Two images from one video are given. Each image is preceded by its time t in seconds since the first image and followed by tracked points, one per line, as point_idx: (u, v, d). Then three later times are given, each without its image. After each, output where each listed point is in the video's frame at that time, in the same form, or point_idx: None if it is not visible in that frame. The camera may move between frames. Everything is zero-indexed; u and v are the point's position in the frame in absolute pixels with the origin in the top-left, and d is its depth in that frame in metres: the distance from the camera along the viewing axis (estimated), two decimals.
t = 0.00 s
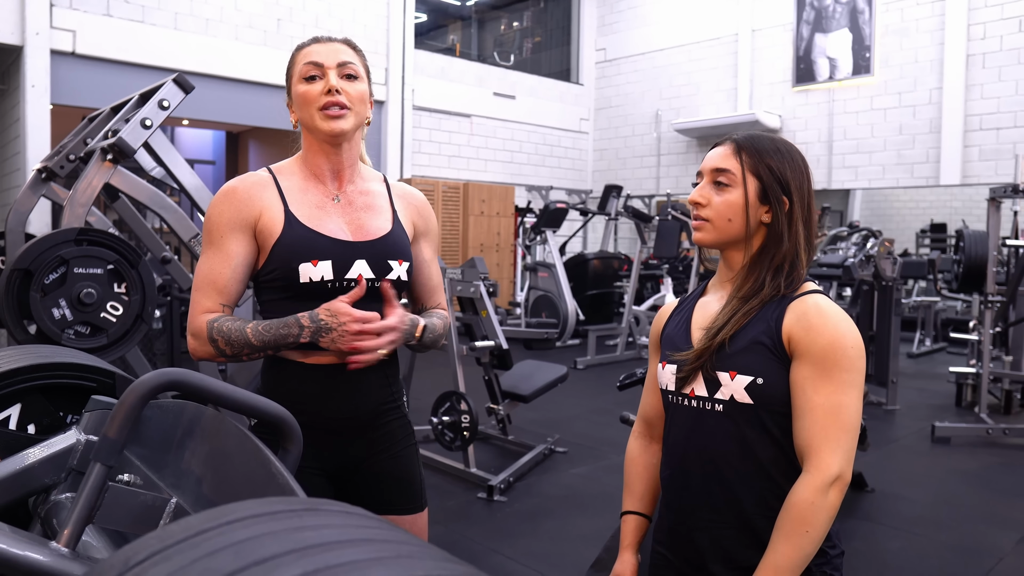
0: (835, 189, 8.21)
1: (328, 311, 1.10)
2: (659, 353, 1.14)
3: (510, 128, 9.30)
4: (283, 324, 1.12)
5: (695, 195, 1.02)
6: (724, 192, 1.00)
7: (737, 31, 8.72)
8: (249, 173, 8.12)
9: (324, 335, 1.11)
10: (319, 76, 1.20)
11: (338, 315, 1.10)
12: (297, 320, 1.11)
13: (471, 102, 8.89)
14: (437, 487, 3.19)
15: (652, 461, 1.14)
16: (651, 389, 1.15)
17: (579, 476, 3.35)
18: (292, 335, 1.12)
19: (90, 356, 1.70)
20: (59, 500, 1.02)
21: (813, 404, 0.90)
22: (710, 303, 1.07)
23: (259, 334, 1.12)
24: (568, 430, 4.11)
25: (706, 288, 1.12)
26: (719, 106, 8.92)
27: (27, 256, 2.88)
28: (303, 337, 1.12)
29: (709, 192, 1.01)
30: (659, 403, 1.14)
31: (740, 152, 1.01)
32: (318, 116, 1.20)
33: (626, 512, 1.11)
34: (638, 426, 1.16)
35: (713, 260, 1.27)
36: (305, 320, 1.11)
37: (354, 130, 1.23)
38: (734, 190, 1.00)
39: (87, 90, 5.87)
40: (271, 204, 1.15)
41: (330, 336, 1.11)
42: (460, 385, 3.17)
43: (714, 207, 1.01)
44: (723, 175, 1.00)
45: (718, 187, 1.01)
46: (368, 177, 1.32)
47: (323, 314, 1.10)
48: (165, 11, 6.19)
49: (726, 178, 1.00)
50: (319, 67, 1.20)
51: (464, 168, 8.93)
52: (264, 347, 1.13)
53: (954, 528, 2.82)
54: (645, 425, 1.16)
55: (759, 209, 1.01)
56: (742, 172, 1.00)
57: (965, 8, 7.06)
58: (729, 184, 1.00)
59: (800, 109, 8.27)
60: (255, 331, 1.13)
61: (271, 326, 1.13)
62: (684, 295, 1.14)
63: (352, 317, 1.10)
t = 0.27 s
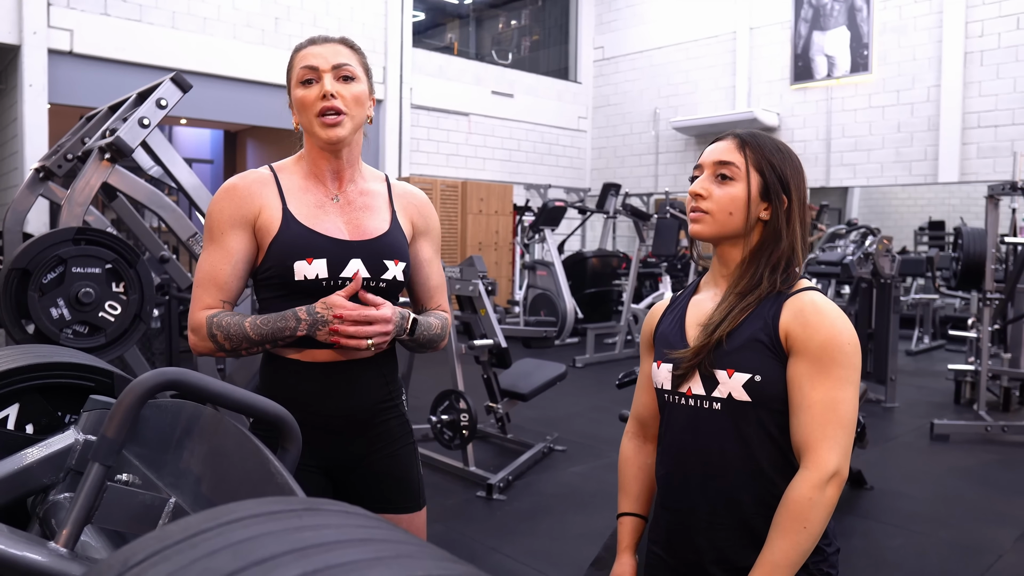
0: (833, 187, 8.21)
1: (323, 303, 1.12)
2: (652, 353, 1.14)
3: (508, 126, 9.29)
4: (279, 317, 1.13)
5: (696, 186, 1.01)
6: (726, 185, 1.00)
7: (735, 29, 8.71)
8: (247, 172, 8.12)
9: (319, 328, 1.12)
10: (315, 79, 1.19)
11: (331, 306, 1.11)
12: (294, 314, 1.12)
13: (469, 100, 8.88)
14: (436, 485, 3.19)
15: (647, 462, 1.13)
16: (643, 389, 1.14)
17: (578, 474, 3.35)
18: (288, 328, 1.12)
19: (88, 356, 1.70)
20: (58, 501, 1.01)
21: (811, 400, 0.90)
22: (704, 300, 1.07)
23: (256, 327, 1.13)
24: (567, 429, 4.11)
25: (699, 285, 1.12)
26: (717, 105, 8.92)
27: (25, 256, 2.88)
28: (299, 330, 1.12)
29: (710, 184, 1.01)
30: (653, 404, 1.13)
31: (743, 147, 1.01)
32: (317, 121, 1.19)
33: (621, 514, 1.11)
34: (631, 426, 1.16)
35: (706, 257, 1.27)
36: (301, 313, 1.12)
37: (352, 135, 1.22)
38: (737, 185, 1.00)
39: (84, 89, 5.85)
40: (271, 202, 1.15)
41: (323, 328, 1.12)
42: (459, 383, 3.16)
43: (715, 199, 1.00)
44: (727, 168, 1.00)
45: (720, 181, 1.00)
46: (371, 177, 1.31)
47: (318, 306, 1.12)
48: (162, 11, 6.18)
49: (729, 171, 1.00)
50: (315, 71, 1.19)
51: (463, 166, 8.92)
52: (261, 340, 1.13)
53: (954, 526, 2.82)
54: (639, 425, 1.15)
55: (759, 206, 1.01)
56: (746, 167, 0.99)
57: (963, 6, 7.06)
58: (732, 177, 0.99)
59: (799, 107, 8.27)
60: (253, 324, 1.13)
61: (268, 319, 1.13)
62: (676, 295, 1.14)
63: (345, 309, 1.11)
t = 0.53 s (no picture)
0: (832, 186, 8.21)
1: (329, 314, 1.12)
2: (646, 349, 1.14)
3: (507, 126, 9.29)
4: (283, 323, 1.14)
5: (707, 192, 1.00)
6: (738, 189, 1.00)
7: (734, 28, 8.71)
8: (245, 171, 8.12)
9: (322, 337, 1.12)
10: (309, 87, 1.19)
11: (335, 318, 1.12)
12: (298, 321, 1.13)
13: (468, 99, 8.87)
14: (436, 485, 3.19)
15: (640, 458, 1.14)
16: (636, 386, 1.15)
17: (577, 473, 3.35)
18: (291, 334, 1.13)
19: (88, 356, 1.70)
20: (57, 500, 1.02)
21: (807, 393, 0.90)
22: (698, 297, 1.07)
23: (259, 331, 1.14)
24: (566, 428, 4.11)
25: (695, 282, 1.12)
26: (716, 103, 8.92)
27: (24, 256, 2.87)
28: (301, 337, 1.13)
29: (722, 189, 1.00)
30: (645, 400, 1.13)
31: (751, 150, 1.00)
32: (313, 127, 1.19)
33: (614, 510, 1.11)
34: (624, 423, 1.16)
35: (703, 255, 1.27)
36: (305, 322, 1.13)
37: (349, 138, 1.22)
38: (748, 188, 0.99)
39: (83, 89, 5.85)
40: (275, 202, 1.15)
41: (326, 337, 1.12)
42: (459, 383, 3.16)
43: (728, 203, 1.00)
44: (738, 171, 0.99)
45: (731, 183, 1.00)
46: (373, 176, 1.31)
47: (323, 316, 1.12)
48: (161, 10, 6.17)
49: (741, 176, 0.99)
50: (309, 79, 1.19)
51: (462, 166, 8.92)
52: (263, 344, 1.14)
53: (953, 524, 2.82)
54: (631, 422, 1.15)
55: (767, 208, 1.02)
56: (757, 170, 1.00)
57: (962, 4, 7.06)
58: (745, 182, 0.99)
59: (798, 106, 8.27)
60: (257, 328, 1.14)
61: (272, 324, 1.14)
62: (668, 291, 1.14)
63: (350, 322, 1.12)
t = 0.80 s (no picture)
0: (832, 185, 8.22)
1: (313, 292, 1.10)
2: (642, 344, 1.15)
3: (507, 125, 9.29)
4: (271, 307, 1.12)
5: (715, 187, 1.00)
6: (744, 185, 1.00)
7: (733, 27, 8.71)
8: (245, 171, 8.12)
9: (307, 315, 1.09)
10: (324, 81, 1.19)
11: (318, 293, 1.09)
12: (284, 304, 1.11)
13: (467, 99, 8.88)
14: (436, 484, 3.19)
15: (638, 454, 1.14)
16: (633, 382, 1.15)
17: (577, 472, 3.35)
18: (279, 318, 1.11)
19: (88, 355, 1.70)
20: (58, 500, 1.02)
21: (805, 385, 0.90)
22: (695, 292, 1.07)
23: (248, 318, 1.12)
24: (566, 427, 4.11)
25: (692, 276, 1.12)
26: (715, 103, 8.92)
27: (24, 256, 2.88)
28: (288, 319, 1.11)
29: (729, 184, 1.00)
30: (642, 395, 1.14)
31: (755, 146, 1.01)
32: (325, 125, 1.20)
33: (612, 506, 1.12)
34: (622, 419, 1.17)
35: (701, 253, 1.27)
36: (291, 303, 1.11)
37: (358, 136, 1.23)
38: (754, 185, 1.00)
39: (82, 89, 5.85)
40: (276, 197, 1.15)
41: (311, 315, 1.09)
42: (458, 382, 3.17)
43: (734, 199, 1.00)
44: (744, 168, 1.00)
45: (737, 179, 1.00)
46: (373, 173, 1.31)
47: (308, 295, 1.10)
48: (160, 10, 6.17)
49: (747, 172, 1.00)
50: (324, 73, 1.19)
51: (461, 165, 8.92)
52: (254, 332, 1.12)
53: (952, 523, 2.82)
54: (629, 418, 1.16)
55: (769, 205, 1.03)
56: (761, 167, 1.00)
57: (961, 3, 7.06)
58: (750, 178, 1.00)
59: (797, 105, 8.27)
60: (247, 315, 1.12)
61: (261, 309, 1.12)
62: (665, 286, 1.14)
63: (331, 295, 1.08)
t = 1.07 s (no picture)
0: (831, 183, 8.22)
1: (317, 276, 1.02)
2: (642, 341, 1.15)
3: (505, 124, 9.29)
4: (265, 289, 1.04)
5: (716, 191, 1.00)
6: (745, 187, 1.00)
7: (731, 26, 8.71)
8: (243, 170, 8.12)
9: (302, 300, 1.01)
10: (323, 86, 1.19)
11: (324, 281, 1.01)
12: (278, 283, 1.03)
13: (466, 98, 8.87)
14: (435, 483, 3.19)
15: (636, 451, 1.14)
16: (632, 379, 1.15)
17: (576, 471, 3.36)
18: (273, 299, 1.03)
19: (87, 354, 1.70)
20: (57, 498, 1.01)
21: (805, 384, 0.90)
22: (694, 290, 1.08)
23: (242, 300, 1.04)
24: (565, 426, 4.11)
25: (692, 275, 1.12)
26: (714, 101, 8.92)
27: (22, 256, 2.87)
28: (281, 299, 1.02)
29: (729, 187, 1.00)
30: (641, 392, 1.14)
31: (754, 146, 1.01)
32: (325, 128, 1.20)
33: (610, 504, 1.12)
34: (620, 416, 1.17)
35: (700, 252, 1.28)
36: (287, 282, 1.02)
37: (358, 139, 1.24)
38: (753, 187, 1.00)
39: (80, 89, 5.84)
40: (278, 191, 1.16)
41: (309, 300, 1.00)
42: (457, 381, 3.17)
43: (735, 202, 1.00)
44: (742, 171, 1.00)
45: (736, 182, 1.00)
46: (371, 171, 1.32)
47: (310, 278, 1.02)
48: (158, 9, 6.17)
49: (747, 174, 1.00)
50: (323, 78, 1.19)
51: (460, 164, 8.91)
52: (246, 314, 1.04)
53: (951, 520, 2.83)
54: (628, 416, 1.16)
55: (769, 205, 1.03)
56: (761, 168, 1.00)
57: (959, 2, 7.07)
58: (749, 180, 1.00)
59: (795, 104, 8.28)
60: (240, 297, 1.05)
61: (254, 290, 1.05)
62: (666, 283, 1.15)
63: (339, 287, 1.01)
